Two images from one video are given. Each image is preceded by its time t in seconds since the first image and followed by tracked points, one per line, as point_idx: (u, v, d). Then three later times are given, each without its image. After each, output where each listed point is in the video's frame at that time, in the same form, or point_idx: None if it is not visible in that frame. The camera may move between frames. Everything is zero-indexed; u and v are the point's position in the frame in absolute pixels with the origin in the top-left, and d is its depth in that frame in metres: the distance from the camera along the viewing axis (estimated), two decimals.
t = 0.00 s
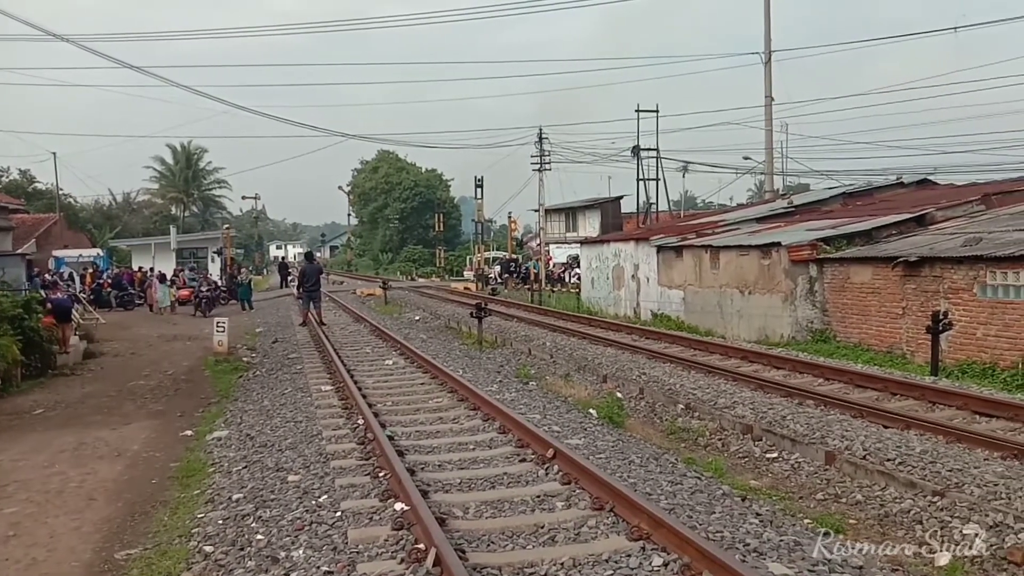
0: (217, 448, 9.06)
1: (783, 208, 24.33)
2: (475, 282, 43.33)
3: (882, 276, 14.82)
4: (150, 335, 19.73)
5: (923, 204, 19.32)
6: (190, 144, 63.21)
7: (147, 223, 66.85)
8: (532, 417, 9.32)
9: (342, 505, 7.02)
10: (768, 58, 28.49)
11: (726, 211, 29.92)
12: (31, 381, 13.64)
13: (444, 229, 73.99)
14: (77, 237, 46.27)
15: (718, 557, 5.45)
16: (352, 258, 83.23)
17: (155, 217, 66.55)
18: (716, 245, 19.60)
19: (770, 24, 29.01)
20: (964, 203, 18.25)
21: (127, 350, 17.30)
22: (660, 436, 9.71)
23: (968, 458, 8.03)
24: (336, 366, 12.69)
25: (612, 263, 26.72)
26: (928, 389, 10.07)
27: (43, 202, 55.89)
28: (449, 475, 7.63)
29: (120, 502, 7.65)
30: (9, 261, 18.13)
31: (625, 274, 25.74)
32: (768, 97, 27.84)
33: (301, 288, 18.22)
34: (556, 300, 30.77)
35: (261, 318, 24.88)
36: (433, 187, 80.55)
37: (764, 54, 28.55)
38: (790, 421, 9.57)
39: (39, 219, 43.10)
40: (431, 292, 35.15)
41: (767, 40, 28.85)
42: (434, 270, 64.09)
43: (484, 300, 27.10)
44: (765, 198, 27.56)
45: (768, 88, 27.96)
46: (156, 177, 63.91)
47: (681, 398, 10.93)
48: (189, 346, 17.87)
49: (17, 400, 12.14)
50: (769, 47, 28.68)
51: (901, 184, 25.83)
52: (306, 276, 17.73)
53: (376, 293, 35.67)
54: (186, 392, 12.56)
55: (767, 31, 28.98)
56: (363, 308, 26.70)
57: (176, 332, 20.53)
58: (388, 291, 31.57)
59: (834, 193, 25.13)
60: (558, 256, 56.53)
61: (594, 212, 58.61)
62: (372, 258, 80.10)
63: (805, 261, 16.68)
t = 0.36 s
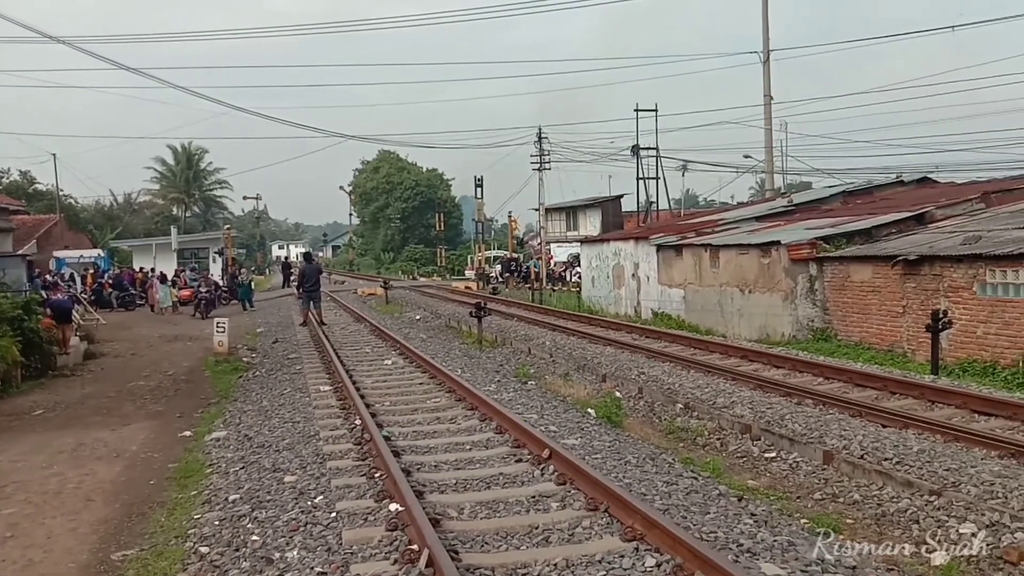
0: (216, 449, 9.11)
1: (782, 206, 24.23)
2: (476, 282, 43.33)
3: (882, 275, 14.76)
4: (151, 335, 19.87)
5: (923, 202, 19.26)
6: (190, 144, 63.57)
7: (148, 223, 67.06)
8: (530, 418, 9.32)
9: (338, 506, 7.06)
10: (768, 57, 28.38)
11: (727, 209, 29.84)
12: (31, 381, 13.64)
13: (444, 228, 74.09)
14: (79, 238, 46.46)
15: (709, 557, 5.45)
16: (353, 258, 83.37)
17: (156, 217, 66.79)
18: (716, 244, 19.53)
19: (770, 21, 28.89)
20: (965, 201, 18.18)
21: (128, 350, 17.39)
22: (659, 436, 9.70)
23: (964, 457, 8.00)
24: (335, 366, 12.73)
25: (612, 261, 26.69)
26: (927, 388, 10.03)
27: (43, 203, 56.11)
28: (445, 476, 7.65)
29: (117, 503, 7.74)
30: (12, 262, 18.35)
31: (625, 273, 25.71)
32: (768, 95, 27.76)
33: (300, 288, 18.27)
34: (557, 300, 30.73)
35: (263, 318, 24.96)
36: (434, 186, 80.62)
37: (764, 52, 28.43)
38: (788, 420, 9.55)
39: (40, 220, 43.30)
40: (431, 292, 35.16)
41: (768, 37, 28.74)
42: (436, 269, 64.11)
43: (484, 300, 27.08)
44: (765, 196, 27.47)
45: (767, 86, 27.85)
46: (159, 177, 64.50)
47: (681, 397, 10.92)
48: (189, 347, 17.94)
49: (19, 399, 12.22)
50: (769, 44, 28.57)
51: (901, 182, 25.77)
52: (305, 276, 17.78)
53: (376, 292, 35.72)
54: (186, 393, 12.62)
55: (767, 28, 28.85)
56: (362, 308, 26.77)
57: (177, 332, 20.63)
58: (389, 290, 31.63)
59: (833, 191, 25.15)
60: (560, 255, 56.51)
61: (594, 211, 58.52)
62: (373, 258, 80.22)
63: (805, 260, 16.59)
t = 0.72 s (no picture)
0: (215, 449, 9.15)
1: (783, 205, 24.09)
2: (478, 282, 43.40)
3: (883, 274, 14.67)
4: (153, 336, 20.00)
5: (924, 201, 19.17)
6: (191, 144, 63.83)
7: (150, 223, 67.29)
8: (528, 418, 9.31)
9: (334, 507, 7.07)
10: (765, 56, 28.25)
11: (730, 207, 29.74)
12: (34, 381, 13.73)
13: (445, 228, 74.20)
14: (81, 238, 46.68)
15: (701, 557, 5.42)
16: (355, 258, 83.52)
17: (158, 218, 66.97)
18: (717, 243, 19.43)
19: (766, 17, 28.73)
20: (966, 200, 18.08)
21: (130, 351, 17.49)
22: (659, 436, 9.66)
23: (963, 457, 7.93)
24: (335, 366, 12.76)
25: (613, 261, 26.63)
26: (928, 387, 9.95)
27: (43, 203, 56.35)
28: (442, 476, 7.65)
29: (116, 504, 7.79)
30: (13, 264, 18.57)
31: (627, 272, 25.64)
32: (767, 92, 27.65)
33: (301, 289, 18.32)
34: (558, 299, 30.69)
35: (266, 318, 25.05)
36: (436, 185, 80.72)
37: (763, 49, 28.32)
38: (789, 420, 9.49)
39: (41, 221, 43.55)
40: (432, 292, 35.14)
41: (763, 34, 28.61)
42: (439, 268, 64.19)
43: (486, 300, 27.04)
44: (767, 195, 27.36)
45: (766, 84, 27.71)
46: (160, 178, 64.90)
47: (681, 397, 10.87)
48: (192, 348, 18.02)
49: (22, 400, 12.31)
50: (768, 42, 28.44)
51: (902, 180, 25.76)
52: (305, 276, 17.84)
53: (378, 292, 35.80)
54: (187, 393, 12.67)
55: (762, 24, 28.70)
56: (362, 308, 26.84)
57: (180, 332, 20.74)
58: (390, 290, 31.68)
59: (835, 190, 25.24)
60: (563, 254, 56.59)
61: (596, 210, 58.42)
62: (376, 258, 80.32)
63: (806, 259, 16.46)
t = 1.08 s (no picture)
0: (215, 449, 9.18)
1: (784, 203, 24.03)
2: (479, 281, 43.45)
3: (884, 273, 14.62)
4: (155, 335, 20.11)
5: (925, 199, 19.12)
6: (190, 144, 63.97)
7: (151, 223, 67.44)
8: (526, 418, 9.31)
9: (332, 507, 7.08)
10: (763, 55, 28.13)
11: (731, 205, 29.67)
12: (36, 381, 13.82)
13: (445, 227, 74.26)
14: (81, 238, 46.83)
15: (695, 558, 5.41)
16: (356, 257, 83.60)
17: (159, 217, 67.08)
18: (717, 242, 19.38)
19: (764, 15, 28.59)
20: (966, 198, 18.03)
21: (131, 351, 17.56)
22: (659, 436, 9.64)
23: (962, 456, 7.89)
24: (335, 366, 12.79)
25: (614, 260, 26.61)
26: (927, 386, 9.90)
27: (43, 203, 56.53)
28: (439, 476, 7.66)
29: (115, 505, 7.82)
30: (13, 264, 18.76)
31: (627, 271, 25.62)
32: (767, 90, 27.56)
33: (301, 289, 18.37)
34: (559, 298, 30.64)
35: (268, 318, 25.11)
36: (436, 184, 80.80)
37: (761, 46, 28.21)
38: (788, 420, 9.46)
39: (41, 221, 43.71)
40: (429, 292, 35.06)
41: (762, 31, 28.49)
42: (439, 267, 64.25)
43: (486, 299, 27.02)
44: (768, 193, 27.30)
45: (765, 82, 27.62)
46: (160, 178, 65.17)
47: (681, 397, 10.85)
48: (193, 347, 18.07)
49: (24, 399, 12.37)
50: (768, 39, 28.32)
51: (902, 178, 25.74)
52: (305, 276, 17.87)
53: (379, 292, 35.81)
54: (188, 393, 12.70)
55: (761, 22, 28.57)
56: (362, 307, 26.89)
57: (181, 332, 20.83)
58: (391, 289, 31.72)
59: (835, 188, 25.24)
60: (564, 253, 56.69)
61: (596, 208, 58.33)
62: (376, 258, 80.35)
63: (806, 258, 16.39)
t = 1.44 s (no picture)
0: (215, 449, 9.21)
1: (784, 202, 23.98)
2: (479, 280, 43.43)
3: (884, 272, 14.58)
4: (156, 335, 20.17)
5: (925, 198, 19.05)
6: (191, 144, 64.14)
7: (152, 223, 67.60)
8: (525, 418, 9.31)
9: (330, 507, 7.09)
10: (763, 53, 28.06)
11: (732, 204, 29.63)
12: (37, 381, 13.88)
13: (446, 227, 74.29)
14: (83, 238, 47.01)
15: (690, 558, 5.39)
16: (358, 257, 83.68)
17: (160, 217, 67.25)
18: (717, 241, 19.34)
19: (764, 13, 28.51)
20: (966, 197, 17.98)
21: (132, 351, 17.62)
22: (657, 436, 9.63)
23: (960, 456, 7.87)
24: (334, 366, 12.82)
25: (614, 259, 26.59)
26: (926, 386, 9.87)
27: (44, 204, 56.75)
28: (437, 476, 7.67)
29: (115, 505, 7.85)
30: (14, 264, 18.85)
31: (628, 270, 25.59)
32: (767, 88, 27.48)
33: (301, 289, 18.40)
34: (560, 297, 30.62)
35: (269, 317, 25.16)
36: (437, 183, 80.84)
37: (760, 44, 28.13)
38: (787, 419, 9.44)
39: (42, 222, 43.87)
40: (430, 292, 35.07)
41: (762, 29, 28.42)
42: (440, 267, 64.22)
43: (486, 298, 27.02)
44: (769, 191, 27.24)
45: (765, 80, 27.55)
46: (161, 178, 65.36)
47: (680, 396, 10.83)
48: (194, 347, 18.10)
49: (25, 399, 12.41)
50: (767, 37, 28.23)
51: (903, 176, 25.70)
52: (305, 276, 17.90)
53: (380, 291, 35.83)
54: (188, 393, 12.73)
55: (761, 20, 28.49)
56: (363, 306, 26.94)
57: (182, 332, 20.87)
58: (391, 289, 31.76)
59: (836, 187, 25.17)
60: (564, 252, 56.64)
61: (597, 207, 58.24)
62: (377, 258, 80.42)
63: (806, 257, 16.36)
